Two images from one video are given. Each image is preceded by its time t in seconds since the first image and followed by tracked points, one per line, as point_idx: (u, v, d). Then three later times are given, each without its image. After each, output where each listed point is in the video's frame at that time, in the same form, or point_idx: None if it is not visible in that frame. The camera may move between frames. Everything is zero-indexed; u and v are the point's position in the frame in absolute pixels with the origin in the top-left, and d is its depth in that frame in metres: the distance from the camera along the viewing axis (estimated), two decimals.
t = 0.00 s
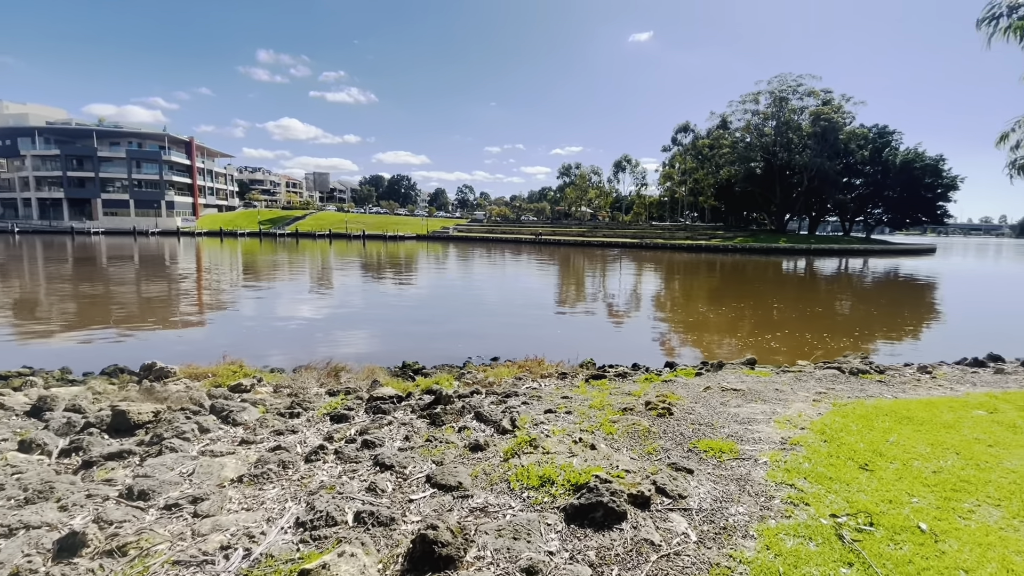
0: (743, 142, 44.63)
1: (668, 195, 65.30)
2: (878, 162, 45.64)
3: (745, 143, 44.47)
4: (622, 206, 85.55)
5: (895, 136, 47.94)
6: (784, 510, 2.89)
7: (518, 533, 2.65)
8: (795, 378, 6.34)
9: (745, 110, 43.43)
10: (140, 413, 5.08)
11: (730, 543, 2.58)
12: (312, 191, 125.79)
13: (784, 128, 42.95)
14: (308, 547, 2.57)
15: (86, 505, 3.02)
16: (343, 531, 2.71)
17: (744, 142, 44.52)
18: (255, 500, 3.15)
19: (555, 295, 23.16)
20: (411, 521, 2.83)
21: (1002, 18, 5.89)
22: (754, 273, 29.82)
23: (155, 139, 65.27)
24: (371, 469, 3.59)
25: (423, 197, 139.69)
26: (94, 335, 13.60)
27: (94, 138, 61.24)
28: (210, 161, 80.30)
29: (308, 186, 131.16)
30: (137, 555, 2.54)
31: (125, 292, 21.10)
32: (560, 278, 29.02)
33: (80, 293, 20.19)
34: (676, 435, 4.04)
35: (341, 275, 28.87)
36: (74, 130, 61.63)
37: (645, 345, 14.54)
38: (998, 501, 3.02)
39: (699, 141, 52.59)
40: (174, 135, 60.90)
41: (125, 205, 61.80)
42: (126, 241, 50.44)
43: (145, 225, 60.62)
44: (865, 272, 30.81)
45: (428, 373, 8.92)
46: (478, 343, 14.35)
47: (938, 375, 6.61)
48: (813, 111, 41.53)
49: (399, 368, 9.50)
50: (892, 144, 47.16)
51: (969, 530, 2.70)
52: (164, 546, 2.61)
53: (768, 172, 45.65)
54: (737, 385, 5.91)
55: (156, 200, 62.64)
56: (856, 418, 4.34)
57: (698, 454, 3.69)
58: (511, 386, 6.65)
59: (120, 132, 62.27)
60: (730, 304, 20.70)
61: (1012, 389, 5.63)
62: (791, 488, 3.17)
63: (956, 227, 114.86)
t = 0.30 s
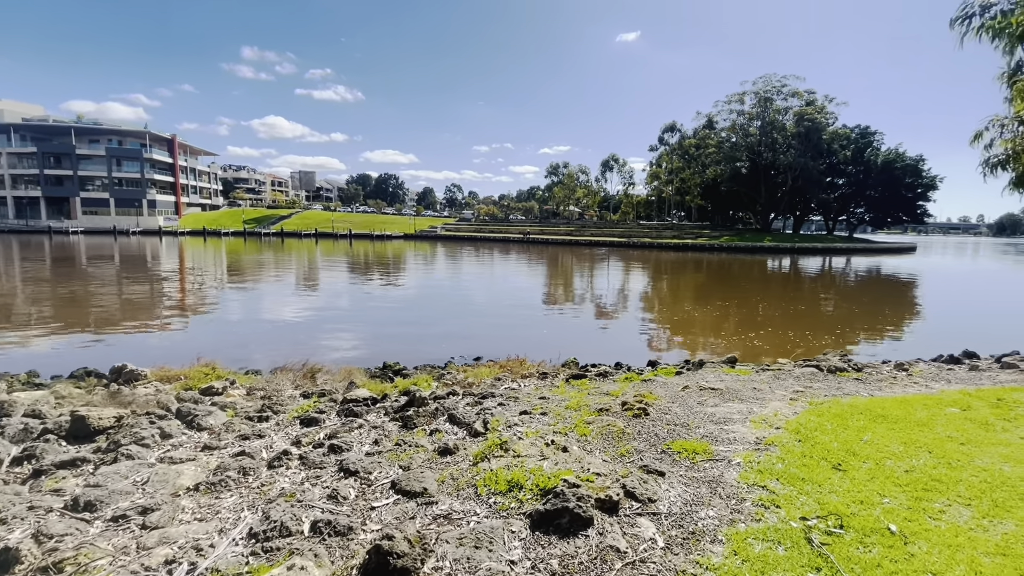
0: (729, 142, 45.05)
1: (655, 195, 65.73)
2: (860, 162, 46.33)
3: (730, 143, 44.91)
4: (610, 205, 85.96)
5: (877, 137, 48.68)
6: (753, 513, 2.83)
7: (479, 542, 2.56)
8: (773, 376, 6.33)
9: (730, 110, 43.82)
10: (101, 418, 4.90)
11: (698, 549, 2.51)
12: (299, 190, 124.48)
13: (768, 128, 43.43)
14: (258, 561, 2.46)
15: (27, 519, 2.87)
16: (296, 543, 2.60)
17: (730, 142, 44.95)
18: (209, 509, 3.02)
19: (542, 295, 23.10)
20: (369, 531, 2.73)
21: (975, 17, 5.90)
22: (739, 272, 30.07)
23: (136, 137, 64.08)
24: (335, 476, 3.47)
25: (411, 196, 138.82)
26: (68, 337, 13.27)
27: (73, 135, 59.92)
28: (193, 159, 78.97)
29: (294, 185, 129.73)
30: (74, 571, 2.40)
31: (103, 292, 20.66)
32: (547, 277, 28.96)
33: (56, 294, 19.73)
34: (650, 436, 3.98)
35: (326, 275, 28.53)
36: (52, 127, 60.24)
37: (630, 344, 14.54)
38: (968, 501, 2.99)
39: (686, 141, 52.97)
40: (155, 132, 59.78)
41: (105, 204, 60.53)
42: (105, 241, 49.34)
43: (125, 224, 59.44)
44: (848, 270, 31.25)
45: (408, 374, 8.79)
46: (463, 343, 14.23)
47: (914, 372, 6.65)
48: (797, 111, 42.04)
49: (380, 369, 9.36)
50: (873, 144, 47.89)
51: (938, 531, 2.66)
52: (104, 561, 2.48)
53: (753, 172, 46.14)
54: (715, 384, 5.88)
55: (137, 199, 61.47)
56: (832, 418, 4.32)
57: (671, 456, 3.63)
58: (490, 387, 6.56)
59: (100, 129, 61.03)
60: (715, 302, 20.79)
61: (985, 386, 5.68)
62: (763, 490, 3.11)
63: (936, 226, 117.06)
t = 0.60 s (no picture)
0: (716, 142, 45.37)
1: (643, 194, 66.03)
2: (844, 162, 46.90)
3: (717, 143, 45.20)
4: (598, 205, 86.24)
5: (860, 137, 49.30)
6: (733, 524, 2.69)
7: (440, 560, 2.41)
8: (756, 376, 6.23)
9: (717, 110, 44.09)
10: (54, 426, 4.65)
11: (674, 564, 2.37)
12: (285, 190, 123.11)
13: (754, 128, 43.78)
14: None
15: None
16: (243, 566, 2.43)
17: (717, 142, 45.27)
18: (154, 526, 2.81)
19: (530, 294, 22.95)
20: (324, 548, 2.57)
21: (955, 12, 5.86)
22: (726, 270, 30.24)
23: (117, 134, 62.76)
24: (295, 487, 3.27)
25: (400, 195, 137.89)
26: (39, 339, 12.84)
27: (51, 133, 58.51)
28: (176, 157, 77.60)
29: (281, 184, 128.21)
30: None
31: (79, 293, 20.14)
32: (535, 277, 28.79)
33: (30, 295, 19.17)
34: (628, 441, 3.84)
35: (311, 275, 28.09)
36: (29, 124, 58.79)
37: (618, 343, 14.43)
38: (954, 507, 2.88)
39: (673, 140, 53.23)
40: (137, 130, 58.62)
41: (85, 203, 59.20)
42: (84, 241, 48.24)
43: (106, 224, 58.18)
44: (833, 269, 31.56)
45: (388, 376, 8.58)
46: (448, 343, 14.01)
47: (898, 371, 6.60)
48: (783, 111, 42.40)
49: (360, 371, 9.11)
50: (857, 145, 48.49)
51: (923, 540, 2.55)
52: None
53: (740, 171, 46.49)
54: (698, 385, 5.75)
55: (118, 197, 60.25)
56: (814, 420, 4.21)
57: (649, 462, 3.49)
58: (471, 390, 6.39)
59: (79, 127, 59.68)
60: (703, 301, 20.80)
61: (967, 384, 5.63)
62: (743, 498, 2.98)
63: (917, 226, 119.15)
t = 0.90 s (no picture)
0: (704, 142, 45.53)
1: (632, 194, 66.15)
2: (829, 162, 47.30)
3: (705, 143, 45.38)
4: (588, 204, 86.29)
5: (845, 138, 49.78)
6: (716, 556, 2.49)
7: None
8: (743, 382, 6.05)
9: (705, 110, 44.22)
10: None
11: None
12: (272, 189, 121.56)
13: (742, 129, 43.97)
14: None
15: None
16: None
17: (705, 142, 45.43)
18: (80, 567, 2.55)
19: (519, 294, 22.71)
20: None
21: (945, 10, 5.69)
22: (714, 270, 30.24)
23: (98, 132, 61.40)
24: (244, 515, 3.01)
25: (388, 194, 136.86)
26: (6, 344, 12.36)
27: (29, 130, 57.08)
28: (159, 155, 76.20)
29: (267, 182, 126.57)
30: None
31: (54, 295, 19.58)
32: (524, 277, 28.58)
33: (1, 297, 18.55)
34: (609, 458, 3.63)
35: (296, 275, 27.57)
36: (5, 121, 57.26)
37: (606, 344, 14.27)
38: (952, 531, 2.70)
39: (661, 140, 53.29)
40: (118, 128, 57.40)
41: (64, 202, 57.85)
42: (63, 241, 47.10)
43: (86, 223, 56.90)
44: (819, 268, 31.74)
45: (366, 383, 8.29)
46: (433, 344, 13.74)
47: (886, 376, 6.46)
48: (769, 112, 42.63)
49: (337, 378, 8.80)
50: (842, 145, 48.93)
51: (921, 572, 2.36)
52: None
53: (727, 171, 46.67)
54: (683, 393, 5.55)
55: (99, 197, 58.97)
56: (803, 432, 4.01)
57: (629, 482, 3.27)
58: (449, 400, 6.13)
59: (58, 124, 58.30)
60: (691, 300, 20.73)
61: (956, 390, 5.49)
62: (728, 524, 2.77)
63: (900, 225, 120.95)
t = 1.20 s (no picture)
0: (693, 142, 45.68)
1: (621, 193, 66.25)
2: (816, 162, 47.65)
3: (694, 143, 45.51)
4: (578, 204, 86.35)
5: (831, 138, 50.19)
6: None
7: None
8: (731, 387, 5.87)
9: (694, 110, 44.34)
10: None
11: None
12: (259, 188, 120.14)
13: (730, 129, 44.13)
14: None
15: None
16: None
17: (694, 142, 45.59)
18: None
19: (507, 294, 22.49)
20: None
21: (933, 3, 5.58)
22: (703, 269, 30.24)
23: (79, 130, 60.14)
24: (186, 544, 2.75)
25: (377, 194, 135.76)
26: None
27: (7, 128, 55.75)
28: (143, 154, 74.84)
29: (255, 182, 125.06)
30: None
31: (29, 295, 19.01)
32: (515, 276, 28.42)
33: None
34: (587, 473, 3.41)
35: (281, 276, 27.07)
36: None
37: (595, 343, 14.11)
38: (951, 554, 2.52)
39: (651, 140, 53.39)
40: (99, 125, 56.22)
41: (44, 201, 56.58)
42: (43, 241, 46.02)
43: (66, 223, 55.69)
44: (807, 267, 31.87)
45: (345, 389, 8.00)
46: (418, 346, 13.46)
47: (875, 378, 6.32)
48: (757, 112, 42.83)
49: (313, 384, 8.47)
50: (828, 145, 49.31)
51: None
52: None
53: (716, 171, 46.84)
54: (669, 399, 5.35)
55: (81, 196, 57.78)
56: (792, 443, 3.83)
57: (607, 501, 3.05)
58: (428, 406, 5.89)
59: (38, 122, 57.00)
60: (680, 300, 20.64)
61: (947, 394, 5.35)
62: (713, 549, 2.56)
63: (885, 225, 122.63)
